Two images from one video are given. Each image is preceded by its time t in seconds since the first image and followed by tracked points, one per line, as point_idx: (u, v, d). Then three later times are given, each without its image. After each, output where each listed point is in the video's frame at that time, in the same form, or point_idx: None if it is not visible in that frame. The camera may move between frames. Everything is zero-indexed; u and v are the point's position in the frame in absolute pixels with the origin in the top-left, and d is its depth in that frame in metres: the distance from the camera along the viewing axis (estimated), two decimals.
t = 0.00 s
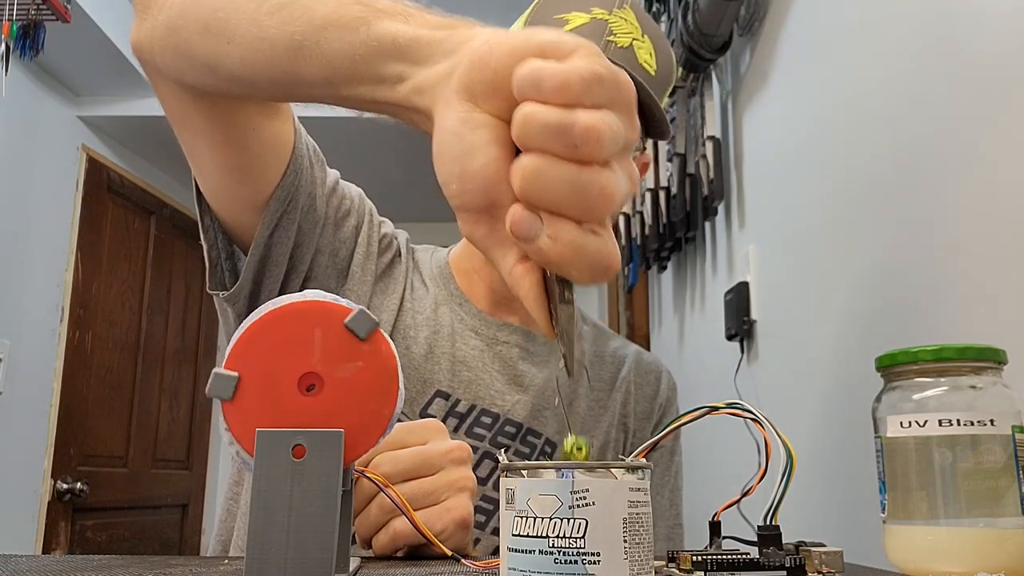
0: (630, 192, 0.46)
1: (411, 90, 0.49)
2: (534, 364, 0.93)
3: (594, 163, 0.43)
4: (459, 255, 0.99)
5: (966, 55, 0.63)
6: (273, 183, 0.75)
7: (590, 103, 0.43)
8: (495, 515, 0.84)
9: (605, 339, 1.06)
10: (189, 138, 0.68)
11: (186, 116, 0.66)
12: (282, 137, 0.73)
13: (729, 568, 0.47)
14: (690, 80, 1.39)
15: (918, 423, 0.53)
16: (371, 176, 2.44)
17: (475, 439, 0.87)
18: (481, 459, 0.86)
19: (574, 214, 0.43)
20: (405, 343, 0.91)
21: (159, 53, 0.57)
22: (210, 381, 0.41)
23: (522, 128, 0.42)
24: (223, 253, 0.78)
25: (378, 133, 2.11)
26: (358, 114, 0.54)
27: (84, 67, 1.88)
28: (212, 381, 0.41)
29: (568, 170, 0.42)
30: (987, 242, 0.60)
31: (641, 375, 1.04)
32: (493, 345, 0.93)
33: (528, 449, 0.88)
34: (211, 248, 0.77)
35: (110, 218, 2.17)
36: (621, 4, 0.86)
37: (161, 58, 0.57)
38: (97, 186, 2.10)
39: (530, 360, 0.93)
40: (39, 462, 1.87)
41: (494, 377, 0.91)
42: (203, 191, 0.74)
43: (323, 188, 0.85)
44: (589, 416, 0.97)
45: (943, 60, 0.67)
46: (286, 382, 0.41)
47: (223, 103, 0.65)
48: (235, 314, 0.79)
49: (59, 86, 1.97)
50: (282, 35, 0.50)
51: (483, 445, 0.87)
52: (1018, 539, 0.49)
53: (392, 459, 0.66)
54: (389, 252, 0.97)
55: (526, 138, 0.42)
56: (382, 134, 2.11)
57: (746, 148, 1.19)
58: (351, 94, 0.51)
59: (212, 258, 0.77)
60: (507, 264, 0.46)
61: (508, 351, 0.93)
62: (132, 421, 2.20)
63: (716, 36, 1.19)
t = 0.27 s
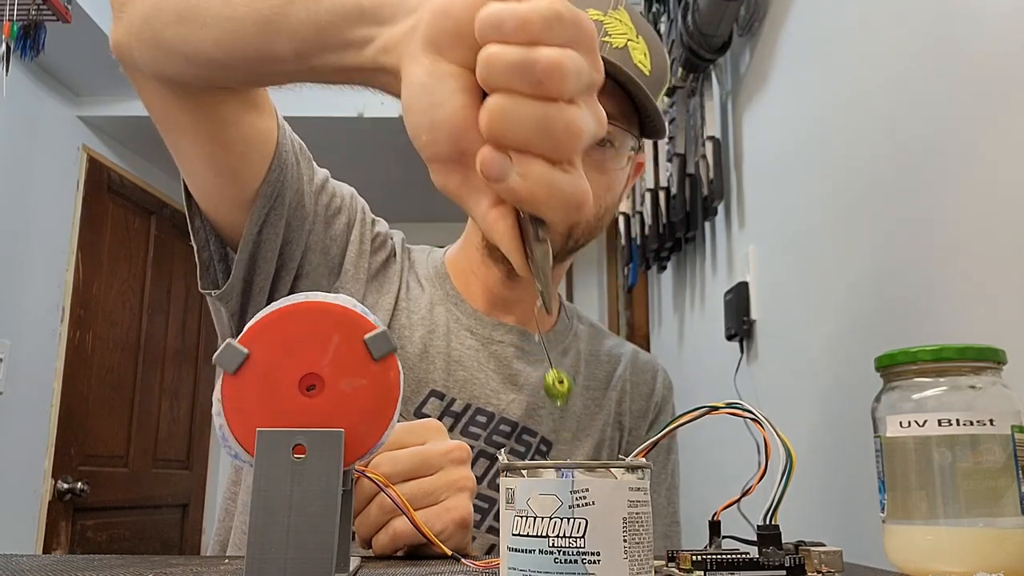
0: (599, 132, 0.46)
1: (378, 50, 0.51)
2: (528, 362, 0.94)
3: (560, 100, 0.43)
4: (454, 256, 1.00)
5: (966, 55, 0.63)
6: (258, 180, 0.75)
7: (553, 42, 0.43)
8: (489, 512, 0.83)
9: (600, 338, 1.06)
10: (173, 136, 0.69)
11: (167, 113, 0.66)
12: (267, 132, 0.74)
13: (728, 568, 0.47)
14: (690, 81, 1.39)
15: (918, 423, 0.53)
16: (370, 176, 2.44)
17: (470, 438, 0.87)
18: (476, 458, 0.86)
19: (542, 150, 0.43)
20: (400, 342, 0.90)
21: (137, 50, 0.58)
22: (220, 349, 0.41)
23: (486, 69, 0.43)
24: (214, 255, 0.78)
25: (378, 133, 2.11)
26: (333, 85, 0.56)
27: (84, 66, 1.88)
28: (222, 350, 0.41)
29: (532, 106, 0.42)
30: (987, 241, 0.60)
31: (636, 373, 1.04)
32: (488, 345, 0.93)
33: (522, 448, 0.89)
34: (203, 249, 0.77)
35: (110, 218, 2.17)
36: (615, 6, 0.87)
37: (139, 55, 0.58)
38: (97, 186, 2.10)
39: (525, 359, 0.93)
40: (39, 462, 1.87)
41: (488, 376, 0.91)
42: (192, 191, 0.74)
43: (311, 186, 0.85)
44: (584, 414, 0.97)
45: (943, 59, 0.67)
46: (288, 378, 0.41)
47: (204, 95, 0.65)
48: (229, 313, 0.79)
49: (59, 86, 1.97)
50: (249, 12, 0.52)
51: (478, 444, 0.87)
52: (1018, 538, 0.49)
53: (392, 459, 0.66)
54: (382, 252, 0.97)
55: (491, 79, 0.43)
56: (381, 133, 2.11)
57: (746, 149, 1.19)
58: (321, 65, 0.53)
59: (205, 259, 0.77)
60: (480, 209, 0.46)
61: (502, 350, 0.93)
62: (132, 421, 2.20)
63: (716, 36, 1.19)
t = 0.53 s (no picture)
0: (592, 107, 0.46)
1: (376, 32, 0.55)
2: (525, 360, 0.94)
3: (553, 72, 0.44)
4: (453, 256, 1.00)
5: (966, 55, 0.63)
6: (258, 175, 0.75)
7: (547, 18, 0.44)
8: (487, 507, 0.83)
9: (597, 337, 1.06)
10: (173, 131, 0.70)
11: (168, 107, 0.68)
12: (266, 128, 0.74)
13: (727, 568, 0.47)
14: (689, 81, 1.39)
15: (917, 423, 0.54)
16: (370, 176, 2.44)
17: (468, 434, 0.87)
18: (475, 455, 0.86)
19: (536, 121, 0.43)
20: (398, 339, 0.90)
21: (138, 43, 0.62)
22: (240, 322, 0.41)
23: (481, 42, 0.43)
24: (214, 252, 0.78)
25: (378, 133, 2.11)
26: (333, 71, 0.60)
27: (84, 66, 1.89)
28: (243, 323, 0.42)
29: (526, 77, 0.43)
30: (988, 242, 0.60)
31: (633, 372, 1.04)
32: (485, 342, 0.93)
33: (519, 444, 0.88)
34: (203, 246, 0.77)
35: (111, 218, 2.17)
36: (613, 9, 0.85)
37: (141, 49, 0.62)
38: (97, 186, 2.10)
39: (522, 355, 0.93)
40: (39, 462, 1.87)
41: (486, 373, 0.91)
42: (192, 188, 0.75)
43: (310, 183, 0.86)
44: (581, 412, 0.96)
45: (943, 60, 0.67)
46: (292, 374, 0.42)
47: (199, 85, 0.66)
48: (228, 309, 0.80)
49: (59, 86, 1.97)
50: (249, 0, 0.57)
51: (475, 441, 0.87)
52: (1017, 538, 0.49)
53: (392, 459, 0.67)
54: (381, 250, 0.97)
55: (486, 53, 0.43)
56: (381, 133, 2.11)
57: (746, 149, 1.19)
58: (320, 48, 0.57)
59: (204, 256, 0.77)
60: (477, 183, 0.46)
61: (500, 348, 0.93)
62: (132, 422, 2.20)
63: (716, 36, 1.19)
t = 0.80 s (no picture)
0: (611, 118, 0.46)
1: (397, 36, 0.54)
2: (526, 360, 0.94)
3: (574, 83, 0.44)
4: (454, 257, 1.00)
5: (966, 55, 0.63)
6: (267, 175, 0.75)
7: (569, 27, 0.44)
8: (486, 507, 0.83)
9: (597, 338, 1.06)
10: (184, 128, 0.70)
11: (180, 104, 0.67)
12: (276, 127, 0.74)
13: (727, 568, 0.47)
14: (689, 81, 1.39)
15: (917, 423, 0.54)
16: (371, 176, 2.44)
17: (469, 434, 0.87)
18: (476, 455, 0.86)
19: (556, 130, 0.43)
20: (399, 338, 0.90)
21: (153, 39, 0.62)
22: (264, 305, 0.42)
23: (504, 50, 0.43)
24: (219, 250, 0.78)
25: (379, 133, 2.11)
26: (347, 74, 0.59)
27: (84, 66, 1.88)
28: (269, 306, 0.42)
29: (548, 87, 0.43)
30: (988, 242, 0.60)
31: (633, 373, 1.04)
32: (487, 342, 0.93)
33: (520, 444, 0.88)
34: (208, 243, 0.77)
35: (111, 218, 2.17)
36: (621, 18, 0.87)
37: (155, 44, 0.62)
38: (97, 186, 2.10)
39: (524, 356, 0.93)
40: (39, 461, 1.87)
41: (487, 373, 0.91)
42: (200, 186, 0.74)
43: (316, 183, 0.86)
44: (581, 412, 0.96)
45: (943, 60, 0.67)
46: (298, 373, 0.42)
47: (213, 82, 0.66)
48: (232, 307, 0.80)
49: (59, 86, 1.97)
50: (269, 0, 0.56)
51: (476, 441, 0.87)
52: (1017, 538, 0.49)
53: (392, 459, 0.67)
54: (384, 251, 0.97)
55: (508, 62, 0.44)
56: (382, 133, 2.11)
57: (745, 149, 1.19)
58: (338, 50, 0.56)
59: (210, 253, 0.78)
60: (495, 190, 0.46)
61: (501, 348, 0.93)
62: (132, 422, 2.20)
63: (716, 36, 1.19)
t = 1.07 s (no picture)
0: (617, 104, 0.46)
1: (405, 24, 0.54)
2: (528, 361, 0.94)
3: (582, 68, 0.44)
4: (457, 257, 1.00)
5: (966, 55, 0.63)
6: (275, 170, 0.75)
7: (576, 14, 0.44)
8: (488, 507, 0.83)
9: (598, 339, 1.06)
10: (192, 120, 0.70)
11: (189, 94, 0.68)
12: (284, 123, 0.74)
13: (727, 568, 0.47)
14: (689, 81, 1.39)
15: (917, 423, 0.54)
16: (371, 176, 2.44)
17: (470, 434, 0.87)
18: (477, 454, 0.86)
19: (564, 114, 0.43)
20: (400, 339, 0.90)
21: (165, 34, 0.63)
22: (292, 294, 0.42)
23: (513, 35, 0.43)
24: (224, 245, 0.78)
25: (379, 133, 2.11)
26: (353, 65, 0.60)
27: (84, 66, 1.88)
28: (298, 298, 0.42)
29: (557, 71, 0.43)
30: (987, 244, 0.60)
31: (634, 375, 1.04)
32: (489, 343, 0.93)
33: (522, 445, 0.89)
34: (214, 238, 0.77)
35: (111, 218, 2.17)
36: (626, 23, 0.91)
37: (166, 37, 0.63)
38: (97, 185, 2.10)
39: (526, 357, 0.93)
40: (39, 462, 1.87)
41: (489, 374, 0.91)
42: (207, 181, 0.75)
43: (323, 180, 0.86)
44: (581, 412, 0.96)
45: (943, 60, 0.67)
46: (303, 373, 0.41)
47: (221, 73, 0.66)
48: (237, 303, 0.79)
49: (59, 86, 1.97)
50: None
51: (478, 440, 0.87)
52: (1017, 538, 0.49)
53: (392, 459, 0.67)
54: (387, 251, 0.97)
55: (516, 47, 0.43)
56: (382, 133, 2.11)
57: (746, 149, 1.19)
58: (349, 39, 0.57)
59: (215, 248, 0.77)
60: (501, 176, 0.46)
61: (503, 349, 0.93)
62: (132, 422, 2.20)
63: (716, 36, 1.19)
